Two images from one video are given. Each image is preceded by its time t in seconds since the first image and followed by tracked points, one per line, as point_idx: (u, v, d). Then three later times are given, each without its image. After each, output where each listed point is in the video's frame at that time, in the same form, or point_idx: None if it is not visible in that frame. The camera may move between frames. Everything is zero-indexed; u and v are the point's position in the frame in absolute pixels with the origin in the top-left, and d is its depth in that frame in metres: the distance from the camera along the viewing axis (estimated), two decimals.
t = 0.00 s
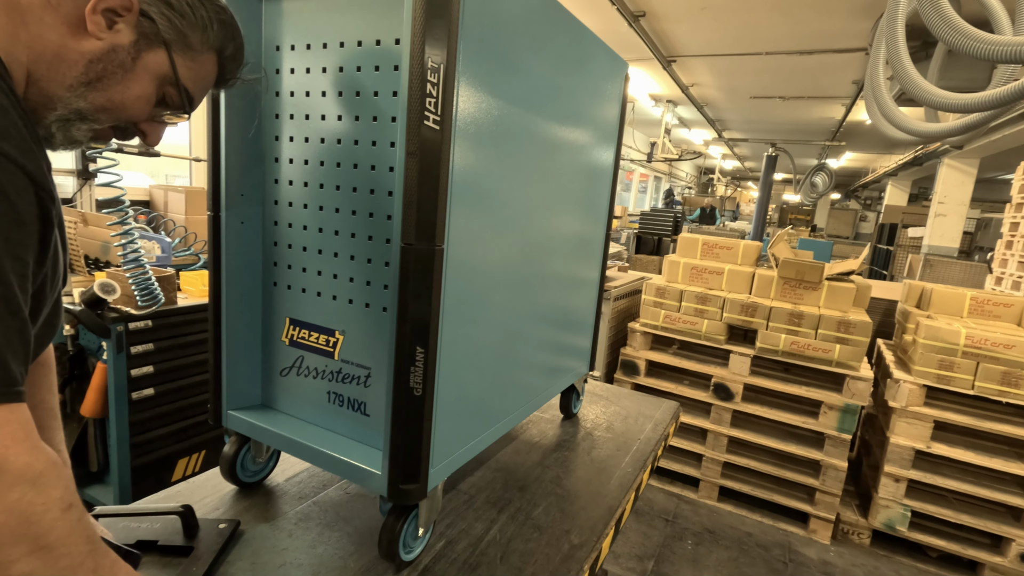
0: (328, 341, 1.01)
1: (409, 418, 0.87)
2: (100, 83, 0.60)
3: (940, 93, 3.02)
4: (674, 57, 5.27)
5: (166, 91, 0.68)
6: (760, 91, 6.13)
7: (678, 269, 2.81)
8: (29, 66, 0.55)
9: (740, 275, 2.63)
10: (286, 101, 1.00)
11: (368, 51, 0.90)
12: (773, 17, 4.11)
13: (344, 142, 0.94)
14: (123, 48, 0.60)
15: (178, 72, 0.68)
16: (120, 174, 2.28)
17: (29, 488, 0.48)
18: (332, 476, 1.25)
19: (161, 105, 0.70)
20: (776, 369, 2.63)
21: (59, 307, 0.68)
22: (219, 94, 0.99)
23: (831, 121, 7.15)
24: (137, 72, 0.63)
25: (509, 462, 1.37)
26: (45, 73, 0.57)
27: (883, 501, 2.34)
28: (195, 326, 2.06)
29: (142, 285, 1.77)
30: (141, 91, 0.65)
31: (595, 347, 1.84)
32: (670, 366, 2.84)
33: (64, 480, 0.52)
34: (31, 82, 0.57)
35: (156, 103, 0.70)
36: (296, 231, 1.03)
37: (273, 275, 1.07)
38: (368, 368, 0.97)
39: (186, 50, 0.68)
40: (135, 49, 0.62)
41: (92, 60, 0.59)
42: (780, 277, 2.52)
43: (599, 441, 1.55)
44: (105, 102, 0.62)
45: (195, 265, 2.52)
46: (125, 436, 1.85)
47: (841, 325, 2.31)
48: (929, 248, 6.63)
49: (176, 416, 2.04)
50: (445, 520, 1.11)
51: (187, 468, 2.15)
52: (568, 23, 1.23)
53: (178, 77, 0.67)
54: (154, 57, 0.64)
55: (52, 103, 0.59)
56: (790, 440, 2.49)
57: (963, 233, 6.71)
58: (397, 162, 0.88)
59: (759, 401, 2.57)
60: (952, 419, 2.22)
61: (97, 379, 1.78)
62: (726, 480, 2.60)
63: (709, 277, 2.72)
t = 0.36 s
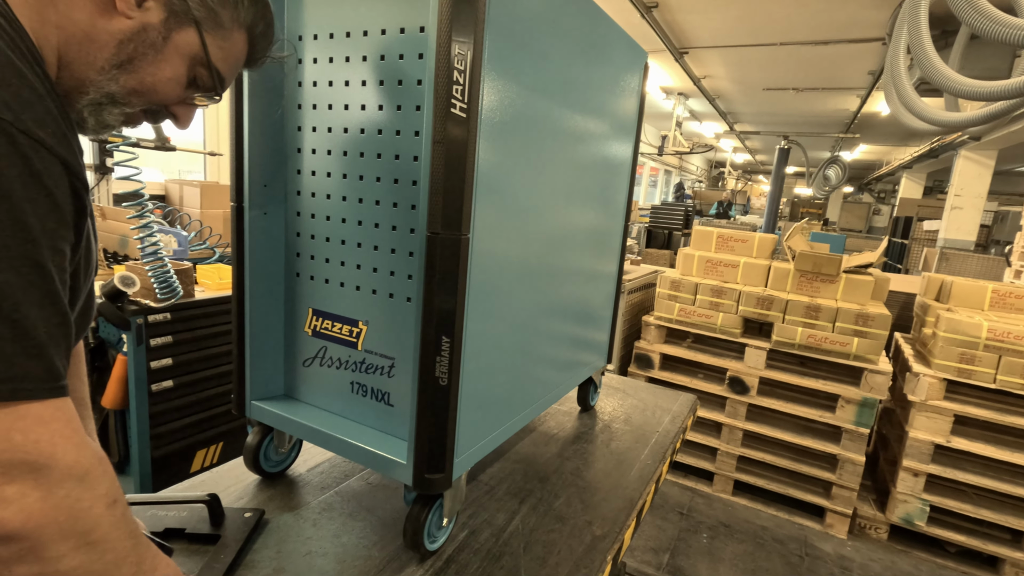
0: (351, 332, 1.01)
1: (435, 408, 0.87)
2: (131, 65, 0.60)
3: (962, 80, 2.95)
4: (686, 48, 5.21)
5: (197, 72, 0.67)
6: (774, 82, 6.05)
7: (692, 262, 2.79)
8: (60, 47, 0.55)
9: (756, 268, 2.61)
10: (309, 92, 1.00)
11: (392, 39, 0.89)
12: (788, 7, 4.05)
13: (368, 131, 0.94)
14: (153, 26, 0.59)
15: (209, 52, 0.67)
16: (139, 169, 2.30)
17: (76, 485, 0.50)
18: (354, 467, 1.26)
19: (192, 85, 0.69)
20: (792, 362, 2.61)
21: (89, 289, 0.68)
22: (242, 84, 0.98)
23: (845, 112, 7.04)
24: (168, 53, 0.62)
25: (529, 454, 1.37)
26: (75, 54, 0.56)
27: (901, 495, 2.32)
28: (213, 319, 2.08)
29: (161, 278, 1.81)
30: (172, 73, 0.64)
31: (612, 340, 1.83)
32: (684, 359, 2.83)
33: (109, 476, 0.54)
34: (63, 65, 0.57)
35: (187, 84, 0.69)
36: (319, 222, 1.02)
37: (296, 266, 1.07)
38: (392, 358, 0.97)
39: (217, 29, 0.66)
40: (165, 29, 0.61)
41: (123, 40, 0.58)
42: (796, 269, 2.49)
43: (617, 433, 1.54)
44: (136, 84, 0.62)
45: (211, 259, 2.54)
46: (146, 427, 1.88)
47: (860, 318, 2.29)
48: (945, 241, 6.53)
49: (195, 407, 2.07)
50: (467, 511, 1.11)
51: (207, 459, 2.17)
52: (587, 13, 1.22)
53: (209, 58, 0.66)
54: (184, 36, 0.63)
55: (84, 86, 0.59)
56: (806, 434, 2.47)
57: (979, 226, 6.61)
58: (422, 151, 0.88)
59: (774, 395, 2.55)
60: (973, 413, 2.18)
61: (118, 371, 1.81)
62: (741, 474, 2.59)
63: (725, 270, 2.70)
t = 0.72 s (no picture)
0: (369, 327, 1.01)
1: (455, 402, 0.87)
2: (160, 44, 0.60)
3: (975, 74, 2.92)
4: (693, 45, 5.19)
5: (221, 47, 0.67)
6: (780, 80, 6.02)
7: (701, 259, 2.78)
8: (89, 28, 0.55)
9: (765, 265, 2.60)
10: (327, 86, 1.00)
11: (411, 32, 0.88)
12: (796, 3, 4.02)
13: (386, 126, 0.93)
14: (181, 4, 0.59)
15: (234, 29, 0.66)
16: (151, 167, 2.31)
17: (46, 518, 0.47)
18: (369, 462, 1.26)
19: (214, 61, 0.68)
20: (802, 360, 2.60)
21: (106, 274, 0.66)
22: (260, 80, 0.98)
23: (852, 110, 7.01)
24: (195, 31, 0.62)
25: (543, 450, 1.37)
26: (105, 36, 0.56)
27: (912, 493, 2.30)
28: (224, 315, 2.08)
29: (172, 275, 1.81)
30: (197, 52, 0.64)
31: (624, 336, 1.82)
32: (693, 357, 2.82)
33: (85, 507, 0.51)
34: (90, 46, 0.57)
35: (211, 59, 0.68)
36: (337, 217, 1.02)
37: (313, 261, 1.07)
38: (410, 353, 0.97)
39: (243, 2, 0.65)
40: (193, 7, 0.60)
41: (151, 20, 0.58)
42: (806, 266, 2.48)
43: (630, 430, 1.54)
44: (164, 65, 0.62)
45: (220, 256, 2.54)
46: (157, 424, 1.88)
47: (871, 315, 2.27)
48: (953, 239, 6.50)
49: (205, 404, 2.07)
50: (484, 507, 1.11)
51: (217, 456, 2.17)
52: (600, 7, 1.21)
53: (234, 33, 0.66)
54: (211, 14, 0.63)
55: (112, 68, 0.59)
56: (816, 432, 2.46)
57: (987, 224, 6.58)
58: (442, 145, 0.87)
59: (784, 392, 2.54)
60: (986, 410, 2.17)
61: (130, 367, 1.81)
62: (750, 472, 2.58)
63: (734, 267, 2.69)
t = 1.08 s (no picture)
0: (382, 320, 1.00)
1: (472, 395, 0.87)
2: None
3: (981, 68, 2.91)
4: (695, 43, 5.18)
5: None
6: (782, 77, 6.01)
7: (706, 255, 2.77)
8: None
9: (771, 261, 2.59)
10: (340, 77, 0.99)
11: (425, 22, 0.87)
12: None
13: (400, 117, 0.92)
14: None
15: None
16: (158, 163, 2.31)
17: None
18: (379, 457, 1.25)
19: None
20: (807, 356, 2.59)
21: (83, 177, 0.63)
22: (272, 71, 0.97)
23: (854, 107, 7.00)
24: None
25: (553, 445, 1.37)
26: None
27: (919, 489, 2.30)
28: (230, 313, 2.07)
29: (178, 271, 1.83)
30: None
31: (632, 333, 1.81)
32: (698, 354, 2.81)
33: (19, 376, 0.44)
34: None
35: None
36: (349, 209, 1.01)
37: (325, 255, 1.06)
38: (424, 346, 0.96)
39: None
40: None
41: None
42: (812, 262, 2.47)
43: (640, 425, 1.53)
44: None
45: (224, 253, 2.53)
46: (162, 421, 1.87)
47: (878, 311, 2.27)
48: (954, 236, 6.51)
49: (211, 401, 2.06)
50: (497, 502, 1.10)
51: (223, 453, 2.16)
52: None
53: None
54: None
55: None
56: (822, 428, 2.45)
57: (988, 222, 6.58)
58: (457, 137, 0.87)
59: (790, 389, 2.54)
60: (994, 406, 2.16)
61: (135, 364, 1.80)
62: (756, 468, 2.58)
63: (739, 264, 2.68)
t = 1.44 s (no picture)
0: (404, 312, 0.97)
1: (501, 387, 0.84)
2: None
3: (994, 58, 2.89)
4: (698, 38, 5.16)
5: None
6: (785, 72, 5.98)
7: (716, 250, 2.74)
8: None
9: (782, 256, 2.57)
10: (359, 61, 0.96)
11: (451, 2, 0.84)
12: None
13: (424, 102, 0.89)
14: None
15: None
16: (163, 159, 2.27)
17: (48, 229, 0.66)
18: (398, 454, 1.22)
19: None
20: (819, 351, 2.57)
21: None
22: (290, 56, 0.94)
23: (856, 103, 6.98)
24: None
25: (573, 441, 1.34)
26: None
27: (935, 485, 2.28)
28: (239, 309, 2.03)
29: (185, 267, 1.80)
30: None
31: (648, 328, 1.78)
32: (708, 349, 2.79)
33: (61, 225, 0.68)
34: None
35: None
36: (369, 199, 0.98)
37: (344, 245, 1.03)
38: (449, 339, 0.93)
39: None
40: None
41: None
42: (825, 257, 2.45)
43: (658, 420, 1.51)
44: None
45: (230, 250, 2.50)
46: (170, 419, 1.85)
47: (892, 305, 2.24)
48: (957, 232, 6.51)
49: (219, 399, 2.03)
50: (522, 499, 1.07)
51: (231, 451, 2.14)
52: None
53: None
54: None
55: None
56: (835, 424, 2.43)
57: (991, 218, 6.59)
58: (485, 121, 0.84)
59: (803, 384, 2.51)
60: (1011, 400, 2.14)
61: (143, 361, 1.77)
62: (768, 465, 2.55)
63: (749, 258, 2.66)
